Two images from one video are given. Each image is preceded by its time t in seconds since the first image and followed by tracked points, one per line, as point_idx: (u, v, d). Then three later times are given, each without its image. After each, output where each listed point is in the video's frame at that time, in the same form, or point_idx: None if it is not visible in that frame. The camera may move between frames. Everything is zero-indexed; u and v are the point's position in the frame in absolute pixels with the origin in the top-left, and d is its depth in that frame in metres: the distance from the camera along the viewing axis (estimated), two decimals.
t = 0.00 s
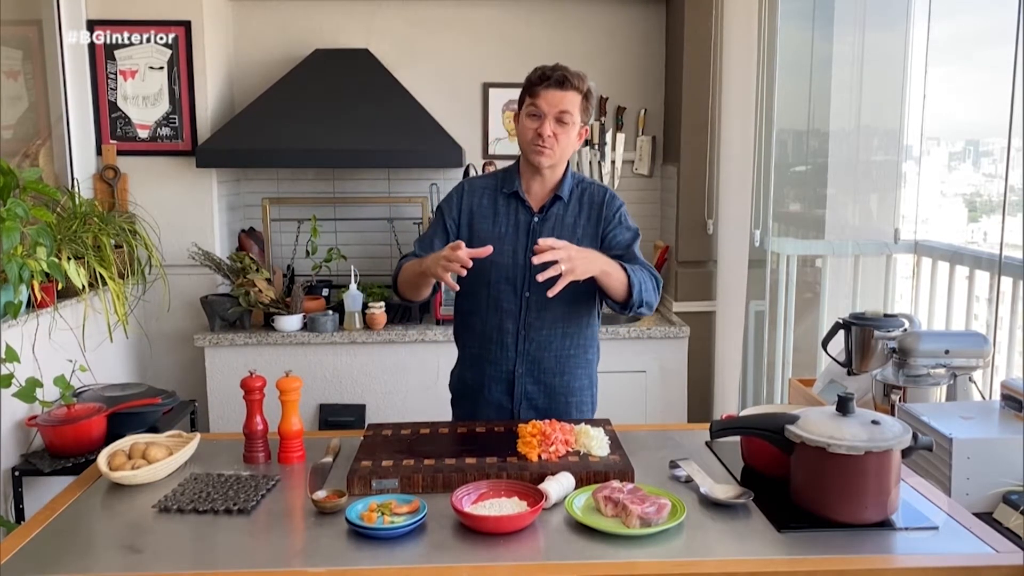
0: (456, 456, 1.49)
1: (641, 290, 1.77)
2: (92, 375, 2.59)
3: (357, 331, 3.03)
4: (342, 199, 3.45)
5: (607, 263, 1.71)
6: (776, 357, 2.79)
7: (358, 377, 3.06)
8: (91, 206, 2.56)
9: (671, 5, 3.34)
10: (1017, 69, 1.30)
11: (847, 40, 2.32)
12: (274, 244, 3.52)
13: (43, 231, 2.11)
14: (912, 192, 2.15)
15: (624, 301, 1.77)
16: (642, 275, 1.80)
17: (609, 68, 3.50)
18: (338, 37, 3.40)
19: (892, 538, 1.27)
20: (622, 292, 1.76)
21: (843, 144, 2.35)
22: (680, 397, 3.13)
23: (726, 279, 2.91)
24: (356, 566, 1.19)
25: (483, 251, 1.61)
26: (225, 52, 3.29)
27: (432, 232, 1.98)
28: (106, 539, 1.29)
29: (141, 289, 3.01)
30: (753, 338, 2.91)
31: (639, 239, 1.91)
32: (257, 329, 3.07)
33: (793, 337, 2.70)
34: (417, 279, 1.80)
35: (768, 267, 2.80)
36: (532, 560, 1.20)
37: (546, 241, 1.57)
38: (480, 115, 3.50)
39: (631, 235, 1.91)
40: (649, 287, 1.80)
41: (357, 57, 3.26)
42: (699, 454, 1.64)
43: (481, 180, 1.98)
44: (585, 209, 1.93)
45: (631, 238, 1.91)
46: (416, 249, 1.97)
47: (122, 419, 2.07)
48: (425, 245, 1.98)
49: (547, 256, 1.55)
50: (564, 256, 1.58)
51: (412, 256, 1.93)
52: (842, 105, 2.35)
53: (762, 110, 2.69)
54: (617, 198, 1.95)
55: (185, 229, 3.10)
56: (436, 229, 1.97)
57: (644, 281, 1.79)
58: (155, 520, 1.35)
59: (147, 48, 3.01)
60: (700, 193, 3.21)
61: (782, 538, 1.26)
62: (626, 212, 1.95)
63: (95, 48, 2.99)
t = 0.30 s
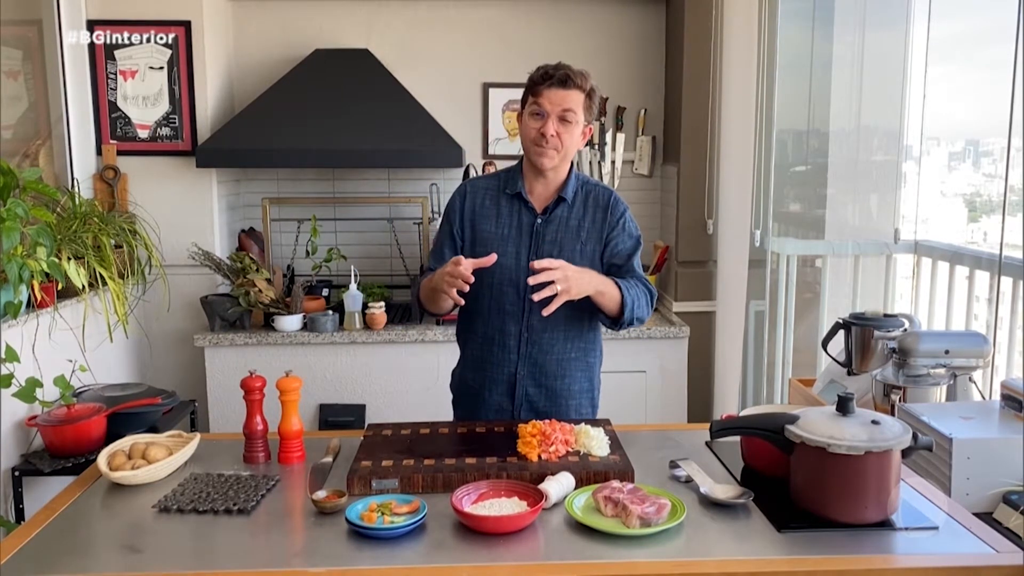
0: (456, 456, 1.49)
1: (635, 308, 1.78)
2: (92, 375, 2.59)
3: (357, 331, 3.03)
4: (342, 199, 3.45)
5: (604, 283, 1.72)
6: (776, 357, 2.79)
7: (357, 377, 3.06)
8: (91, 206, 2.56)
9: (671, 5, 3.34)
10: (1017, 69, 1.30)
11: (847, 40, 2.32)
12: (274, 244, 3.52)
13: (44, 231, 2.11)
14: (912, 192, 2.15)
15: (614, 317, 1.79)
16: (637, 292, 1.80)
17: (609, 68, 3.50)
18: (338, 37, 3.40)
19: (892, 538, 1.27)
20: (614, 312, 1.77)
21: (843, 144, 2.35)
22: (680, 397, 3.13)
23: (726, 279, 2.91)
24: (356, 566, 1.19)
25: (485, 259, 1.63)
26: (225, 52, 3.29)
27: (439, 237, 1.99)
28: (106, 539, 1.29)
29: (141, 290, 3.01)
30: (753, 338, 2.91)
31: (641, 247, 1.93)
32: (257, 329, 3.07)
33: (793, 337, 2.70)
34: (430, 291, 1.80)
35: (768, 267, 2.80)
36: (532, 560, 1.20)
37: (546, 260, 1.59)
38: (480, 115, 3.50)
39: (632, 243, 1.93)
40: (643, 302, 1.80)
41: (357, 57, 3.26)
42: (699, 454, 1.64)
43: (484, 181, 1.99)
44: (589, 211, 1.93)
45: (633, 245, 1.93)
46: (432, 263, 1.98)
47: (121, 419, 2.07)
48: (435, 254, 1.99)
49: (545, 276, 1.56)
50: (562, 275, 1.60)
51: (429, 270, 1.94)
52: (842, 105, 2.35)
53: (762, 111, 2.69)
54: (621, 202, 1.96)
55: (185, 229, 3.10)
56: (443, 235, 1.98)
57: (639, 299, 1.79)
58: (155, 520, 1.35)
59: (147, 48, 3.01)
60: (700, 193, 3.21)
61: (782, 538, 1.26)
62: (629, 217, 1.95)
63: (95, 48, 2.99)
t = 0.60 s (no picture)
0: (456, 456, 1.49)
1: (635, 312, 1.77)
2: (92, 375, 2.59)
3: (357, 331, 3.03)
4: (342, 199, 3.45)
5: (604, 290, 1.71)
6: (776, 357, 2.79)
7: (357, 377, 3.06)
8: (91, 206, 2.56)
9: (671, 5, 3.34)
10: (1017, 70, 1.30)
11: (847, 40, 2.32)
12: (274, 244, 3.52)
13: (44, 231, 2.11)
14: (912, 192, 2.15)
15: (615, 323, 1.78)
16: (638, 297, 1.79)
17: (609, 68, 3.50)
18: (338, 37, 3.40)
19: (892, 538, 1.27)
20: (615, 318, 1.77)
21: (843, 144, 2.35)
22: (680, 397, 3.13)
23: (726, 279, 2.91)
24: (356, 566, 1.19)
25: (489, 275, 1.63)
26: (225, 53, 3.29)
27: (439, 241, 1.99)
28: (106, 539, 1.29)
29: (141, 289, 3.01)
30: (753, 338, 2.91)
31: (642, 249, 1.93)
32: (257, 329, 3.07)
33: (793, 337, 2.70)
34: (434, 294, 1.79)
35: (768, 267, 2.80)
36: (532, 560, 1.20)
37: (549, 270, 1.59)
38: (480, 115, 3.49)
39: (633, 244, 1.93)
40: (642, 306, 1.79)
41: (357, 57, 3.26)
42: (699, 454, 1.64)
43: (484, 183, 1.99)
44: (589, 213, 1.92)
45: (634, 247, 1.93)
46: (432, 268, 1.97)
47: (121, 419, 2.07)
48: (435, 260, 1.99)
49: (547, 286, 1.56)
50: (565, 284, 1.60)
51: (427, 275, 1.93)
52: (842, 105, 2.35)
53: (762, 111, 2.69)
54: (621, 202, 1.95)
55: (185, 229, 3.10)
56: (444, 241, 1.98)
57: (640, 303, 1.79)
58: (155, 520, 1.35)
59: (147, 48, 3.02)
60: (700, 193, 3.21)
61: (782, 538, 1.26)
62: (630, 217, 1.95)
63: (95, 48, 2.99)
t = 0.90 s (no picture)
0: (456, 456, 1.49)
1: (637, 279, 1.73)
2: (92, 375, 2.59)
3: (357, 331, 3.03)
4: (342, 199, 3.45)
5: (598, 263, 1.68)
6: (776, 357, 2.79)
7: (357, 377, 3.06)
8: (91, 206, 2.56)
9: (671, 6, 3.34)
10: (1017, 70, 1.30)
11: (847, 41, 2.32)
12: (274, 244, 3.52)
13: (44, 231, 2.11)
14: (912, 192, 2.15)
15: (621, 296, 1.74)
16: (643, 264, 1.76)
17: (609, 68, 3.50)
18: (338, 37, 3.40)
19: (892, 538, 1.27)
20: (619, 289, 1.73)
21: (843, 144, 2.35)
22: (680, 397, 3.13)
23: (726, 279, 2.91)
24: (356, 566, 1.19)
25: (496, 249, 1.59)
26: (225, 53, 3.29)
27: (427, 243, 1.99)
28: (106, 539, 1.29)
29: (141, 289, 3.01)
30: (753, 338, 2.91)
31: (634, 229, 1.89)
32: (257, 329, 3.07)
33: (793, 336, 2.70)
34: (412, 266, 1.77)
35: (768, 267, 2.80)
36: (532, 560, 1.20)
37: (533, 244, 1.56)
38: (480, 115, 3.50)
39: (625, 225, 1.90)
40: (648, 272, 1.76)
41: (357, 58, 3.26)
42: (699, 454, 1.64)
43: (470, 182, 1.97)
44: (575, 208, 1.92)
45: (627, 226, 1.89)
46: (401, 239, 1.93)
47: (121, 419, 2.08)
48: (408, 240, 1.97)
49: (530, 261, 1.53)
50: (551, 256, 1.57)
51: (396, 243, 1.89)
52: (842, 105, 2.35)
53: (762, 111, 2.69)
54: (605, 193, 1.94)
55: (185, 229, 3.11)
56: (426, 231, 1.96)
57: (645, 270, 1.75)
58: (155, 520, 1.35)
59: (147, 48, 3.02)
60: (700, 193, 3.21)
61: (782, 538, 1.26)
62: (616, 206, 1.93)
63: (95, 48, 2.99)
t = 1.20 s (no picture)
0: (456, 456, 1.49)
1: (634, 262, 1.74)
2: (92, 375, 2.59)
3: (357, 331, 3.03)
4: (342, 199, 3.45)
5: (596, 252, 1.67)
6: (776, 357, 2.79)
7: (357, 377, 3.06)
8: (91, 206, 2.56)
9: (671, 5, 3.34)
10: (1016, 70, 1.30)
11: (847, 40, 2.32)
12: (274, 244, 3.52)
13: (44, 231, 2.11)
14: (912, 192, 2.15)
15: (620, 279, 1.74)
16: (635, 249, 1.76)
17: (609, 68, 3.50)
18: (338, 37, 3.40)
19: (892, 538, 1.27)
20: (617, 274, 1.72)
21: (843, 144, 2.34)
22: (680, 397, 3.13)
23: (726, 280, 2.91)
24: (356, 566, 1.19)
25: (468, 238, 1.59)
26: (225, 53, 3.29)
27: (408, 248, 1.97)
28: (106, 539, 1.29)
29: (141, 290, 3.01)
30: (753, 338, 2.91)
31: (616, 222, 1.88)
32: (257, 329, 3.07)
33: (793, 336, 2.70)
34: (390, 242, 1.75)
35: (768, 268, 2.80)
36: (532, 560, 1.20)
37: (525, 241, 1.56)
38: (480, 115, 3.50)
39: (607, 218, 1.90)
40: (642, 257, 1.76)
41: (357, 58, 3.26)
42: (699, 454, 1.64)
43: (451, 186, 1.96)
44: (554, 211, 1.92)
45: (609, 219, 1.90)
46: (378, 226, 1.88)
47: (121, 419, 2.08)
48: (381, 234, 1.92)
49: (523, 261, 1.53)
50: (547, 251, 1.56)
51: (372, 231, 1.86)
52: (842, 105, 2.34)
53: (762, 110, 2.69)
54: (583, 193, 1.94)
55: (185, 229, 3.11)
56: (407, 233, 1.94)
57: (637, 253, 1.75)
58: (155, 520, 1.35)
59: (147, 48, 3.01)
60: (700, 193, 3.21)
61: (782, 538, 1.26)
62: (594, 204, 1.93)
63: (95, 48, 2.99)
